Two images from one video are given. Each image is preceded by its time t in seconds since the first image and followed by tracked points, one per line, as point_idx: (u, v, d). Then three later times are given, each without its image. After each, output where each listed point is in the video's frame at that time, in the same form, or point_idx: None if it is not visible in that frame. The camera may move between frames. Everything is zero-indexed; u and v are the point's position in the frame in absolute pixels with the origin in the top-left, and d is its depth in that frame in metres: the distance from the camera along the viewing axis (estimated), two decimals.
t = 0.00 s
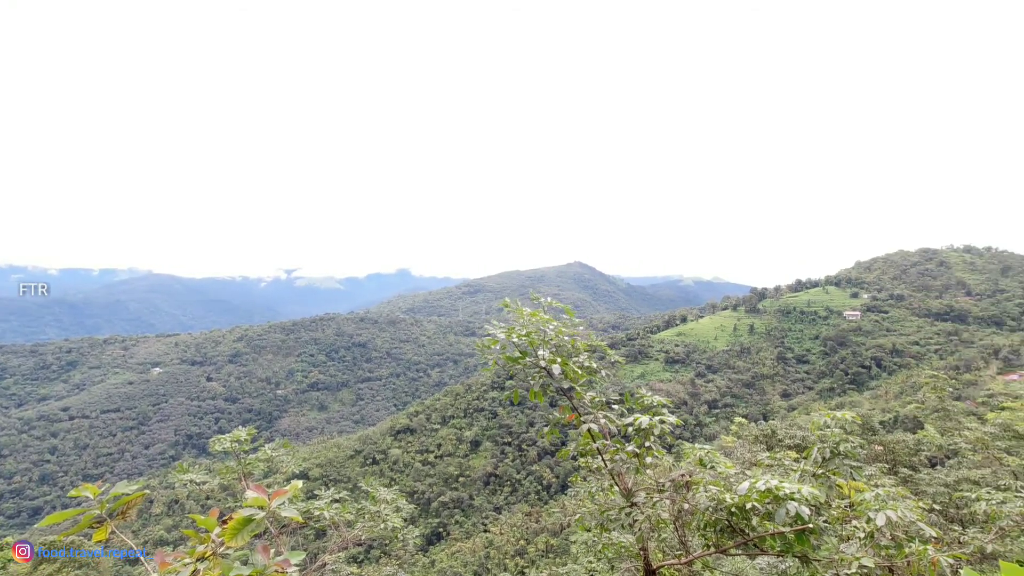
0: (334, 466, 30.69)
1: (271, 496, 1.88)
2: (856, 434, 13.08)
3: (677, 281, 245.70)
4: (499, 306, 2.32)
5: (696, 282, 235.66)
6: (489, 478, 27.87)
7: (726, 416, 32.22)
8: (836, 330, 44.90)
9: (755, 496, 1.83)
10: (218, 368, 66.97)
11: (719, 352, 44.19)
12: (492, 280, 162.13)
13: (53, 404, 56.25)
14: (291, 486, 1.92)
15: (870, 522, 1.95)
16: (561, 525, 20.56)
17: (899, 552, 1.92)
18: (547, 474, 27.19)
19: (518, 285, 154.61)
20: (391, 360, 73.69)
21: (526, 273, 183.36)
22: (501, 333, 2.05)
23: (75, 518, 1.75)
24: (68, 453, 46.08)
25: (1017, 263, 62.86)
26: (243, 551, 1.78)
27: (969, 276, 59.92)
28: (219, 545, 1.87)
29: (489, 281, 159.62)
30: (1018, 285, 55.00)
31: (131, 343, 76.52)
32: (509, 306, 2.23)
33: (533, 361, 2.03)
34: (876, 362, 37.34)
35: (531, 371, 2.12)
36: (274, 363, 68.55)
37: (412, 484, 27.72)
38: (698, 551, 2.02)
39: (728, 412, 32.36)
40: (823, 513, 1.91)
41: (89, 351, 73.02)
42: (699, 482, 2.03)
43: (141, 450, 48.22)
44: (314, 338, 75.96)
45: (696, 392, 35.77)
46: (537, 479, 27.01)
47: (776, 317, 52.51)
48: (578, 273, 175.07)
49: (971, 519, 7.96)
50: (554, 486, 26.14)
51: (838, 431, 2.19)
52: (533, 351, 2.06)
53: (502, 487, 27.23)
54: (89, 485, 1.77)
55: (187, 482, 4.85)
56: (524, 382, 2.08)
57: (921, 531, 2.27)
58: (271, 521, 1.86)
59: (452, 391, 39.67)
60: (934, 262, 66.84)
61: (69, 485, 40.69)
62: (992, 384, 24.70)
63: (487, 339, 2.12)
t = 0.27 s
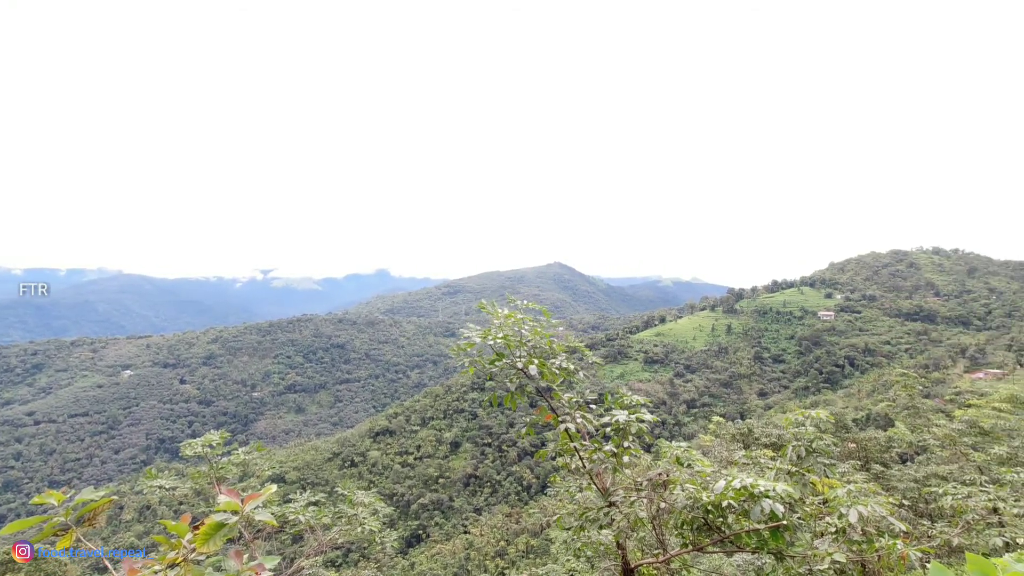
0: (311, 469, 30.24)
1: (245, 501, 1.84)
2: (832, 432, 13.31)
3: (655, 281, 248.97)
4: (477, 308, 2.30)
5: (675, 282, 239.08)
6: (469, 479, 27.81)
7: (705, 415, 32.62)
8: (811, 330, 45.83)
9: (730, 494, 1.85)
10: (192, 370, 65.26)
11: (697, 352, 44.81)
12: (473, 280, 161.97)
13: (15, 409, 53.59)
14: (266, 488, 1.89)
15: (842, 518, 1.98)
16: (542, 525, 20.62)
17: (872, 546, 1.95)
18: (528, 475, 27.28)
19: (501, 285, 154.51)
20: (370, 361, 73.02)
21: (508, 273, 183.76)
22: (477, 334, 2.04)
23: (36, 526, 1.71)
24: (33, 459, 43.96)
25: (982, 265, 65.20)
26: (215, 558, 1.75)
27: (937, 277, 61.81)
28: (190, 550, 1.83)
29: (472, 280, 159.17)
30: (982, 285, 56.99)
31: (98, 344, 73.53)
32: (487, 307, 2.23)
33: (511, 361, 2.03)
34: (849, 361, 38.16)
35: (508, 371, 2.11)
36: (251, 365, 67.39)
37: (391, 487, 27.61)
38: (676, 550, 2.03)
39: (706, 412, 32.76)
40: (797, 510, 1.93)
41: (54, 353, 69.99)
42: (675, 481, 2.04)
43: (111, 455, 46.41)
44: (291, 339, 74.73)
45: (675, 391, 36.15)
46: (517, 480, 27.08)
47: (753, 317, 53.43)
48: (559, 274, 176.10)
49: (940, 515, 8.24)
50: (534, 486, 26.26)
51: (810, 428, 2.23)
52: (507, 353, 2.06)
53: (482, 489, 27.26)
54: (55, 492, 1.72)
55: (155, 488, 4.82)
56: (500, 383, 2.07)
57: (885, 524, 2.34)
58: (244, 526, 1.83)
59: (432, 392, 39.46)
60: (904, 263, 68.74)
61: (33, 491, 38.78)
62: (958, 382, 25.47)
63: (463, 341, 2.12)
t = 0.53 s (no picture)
0: (289, 471, 29.62)
1: (218, 505, 1.82)
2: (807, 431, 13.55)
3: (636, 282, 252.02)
4: (454, 309, 2.29)
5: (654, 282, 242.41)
6: (449, 481, 27.90)
7: (685, 415, 32.95)
8: (788, 330, 46.70)
9: (708, 493, 1.87)
10: (167, 373, 63.54)
11: (677, 352, 45.35)
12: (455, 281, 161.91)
13: None
14: (240, 492, 1.85)
15: (817, 514, 2.01)
16: (524, 526, 20.65)
17: (846, 540, 1.98)
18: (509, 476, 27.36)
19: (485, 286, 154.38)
20: (350, 363, 72.71)
21: (492, 273, 184.07)
22: (453, 338, 2.03)
23: None
24: None
25: (950, 267, 67.35)
26: (186, 566, 1.70)
27: (908, 278, 63.55)
28: (163, 556, 1.79)
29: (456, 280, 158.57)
30: (951, 286, 58.75)
31: (67, 346, 70.87)
32: (463, 310, 2.22)
33: (489, 363, 2.02)
34: (825, 360, 38.93)
35: (485, 374, 2.12)
36: (228, 367, 66.05)
37: (371, 489, 27.32)
38: (654, 548, 2.05)
39: (686, 412, 33.09)
40: (774, 508, 1.93)
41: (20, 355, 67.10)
42: (654, 481, 2.06)
43: (81, 460, 43.66)
44: (269, 340, 73.59)
45: (655, 392, 36.48)
46: (498, 481, 27.24)
47: (732, 317, 54.24)
48: (542, 274, 176.94)
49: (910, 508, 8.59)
50: (515, 486, 26.44)
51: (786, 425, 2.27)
52: (486, 355, 2.05)
53: (463, 490, 27.29)
54: (18, 499, 1.66)
55: (128, 494, 4.79)
56: (477, 385, 2.07)
57: (857, 519, 2.38)
58: (217, 531, 1.80)
59: (412, 393, 39.20)
60: (877, 264, 70.56)
61: None
62: (927, 381, 26.19)
63: (440, 344, 2.10)
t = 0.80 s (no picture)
0: (268, 476, 29.38)
1: (192, 510, 1.79)
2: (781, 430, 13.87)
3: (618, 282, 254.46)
4: (433, 312, 2.29)
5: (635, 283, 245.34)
6: (431, 482, 27.76)
7: (665, 415, 33.24)
8: (766, 330, 47.47)
9: (688, 491, 1.87)
10: (141, 375, 61.94)
11: (658, 352, 45.84)
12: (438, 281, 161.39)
13: None
14: (215, 496, 1.82)
15: (793, 512, 2.04)
16: (506, 527, 20.64)
17: (822, 535, 2.01)
18: (490, 477, 27.56)
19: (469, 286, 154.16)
20: (330, 364, 72.10)
21: (475, 274, 183.93)
22: (433, 340, 2.03)
23: None
24: None
25: (922, 268, 69.12)
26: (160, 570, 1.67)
27: (882, 278, 65.07)
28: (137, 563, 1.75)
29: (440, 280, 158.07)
30: (924, 287, 60.26)
31: (37, 348, 68.49)
32: (445, 311, 2.21)
33: (468, 365, 2.02)
34: (803, 360, 39.61)
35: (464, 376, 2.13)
36: (205, 369, 64.76)
37: (351, 491, 27.44)
38: (636, 546, 2.05)
39: (666, 411, 33.39)
40: (751, 506, 1.95)
41: None
42: (634, 479, 2.07)
43: (50, 466, 42.27)
44: (247, 341, 72.25)
45: (637, 392, 36.75)
46: (481, 482, 27.33)
47: (712, 317, 54.94)
48: (526, 275, 177.43)
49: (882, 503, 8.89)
50: (497, 487, 26.58)
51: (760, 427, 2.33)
52: (466, 357, 2.05)
53: (445, 491, 27.29)
54: None
55: (98, 499, 4.69)
56: (457, 388, 2.07)
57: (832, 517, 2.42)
58: (191, 536, 1.77)
59: (393, 395, 38.91)
60: (852, 265, 72.12)
61: None
62: (900, 379, 26.76)
63: (419, 346, 2.09)
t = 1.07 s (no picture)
0: (250, 478, 29.02)
1: (172, 515, 1.75)
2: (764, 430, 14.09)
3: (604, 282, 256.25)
4: (418, 313, 2.29)
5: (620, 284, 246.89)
6: (417, 483, 27.89)
7: (650, 415, 33.55)
8: (750, 330, 48.05)
9: (671, 490, 1.88)
10: (119, 377, 60.71)
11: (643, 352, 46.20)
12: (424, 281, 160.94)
13: None
14: (194, 500, 1.78)
15: (775, 510, 2.06)
16: (492, 528, 20.68)
17: (802, 533, 2.03)
18: (475, 479, 27.77)
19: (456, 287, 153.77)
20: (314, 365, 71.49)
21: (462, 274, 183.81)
22: (417, 342, 2.03)
23: None
24: None
25: (900, 269, 70.43)
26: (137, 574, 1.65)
27: (862, 279, 66.19)
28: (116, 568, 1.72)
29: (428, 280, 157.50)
30: (902, 288, 61.49)
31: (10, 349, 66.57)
32: (428, 314, 2.21)
33: (451, 366, 2.02)
34: (785, 360, 40.15)
35: (449, 377, 2.13)
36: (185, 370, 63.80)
37: (335, 493, 27.14)
38: (620, 546, 2.05)
39: (651, 412, 33.70)
40: (733, 504, 1.97)
41: None
42: (618, 479, 2.08)
43: (23, 470, 41.28)
44: (229, 342, 71.26)
45: (622, 392, 36.96)
46: (466, 483, 27.55)
47: (696, 318, 55.51)
48: (513, 275, 177.77)
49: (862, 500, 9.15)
50: (482, 489, 26.71)
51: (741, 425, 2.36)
52: (450, 358, 2.04)
53: (430, 493, 27.33)
54: None
55: (73, 505, 4.59)
56: (441, 389, 2.07)
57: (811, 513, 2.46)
58: (171, 540, 1.74)
59: (378, 396, 38.69)
60: (833, 266, 73.20)
61: None
62: (880, 379, 27.21)
63: (403, 347, 2.09)
